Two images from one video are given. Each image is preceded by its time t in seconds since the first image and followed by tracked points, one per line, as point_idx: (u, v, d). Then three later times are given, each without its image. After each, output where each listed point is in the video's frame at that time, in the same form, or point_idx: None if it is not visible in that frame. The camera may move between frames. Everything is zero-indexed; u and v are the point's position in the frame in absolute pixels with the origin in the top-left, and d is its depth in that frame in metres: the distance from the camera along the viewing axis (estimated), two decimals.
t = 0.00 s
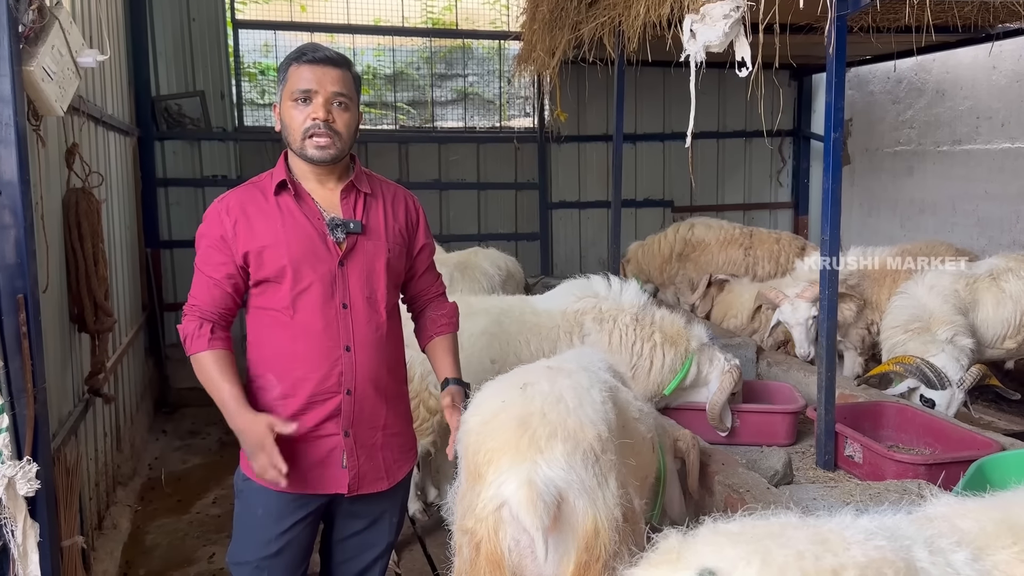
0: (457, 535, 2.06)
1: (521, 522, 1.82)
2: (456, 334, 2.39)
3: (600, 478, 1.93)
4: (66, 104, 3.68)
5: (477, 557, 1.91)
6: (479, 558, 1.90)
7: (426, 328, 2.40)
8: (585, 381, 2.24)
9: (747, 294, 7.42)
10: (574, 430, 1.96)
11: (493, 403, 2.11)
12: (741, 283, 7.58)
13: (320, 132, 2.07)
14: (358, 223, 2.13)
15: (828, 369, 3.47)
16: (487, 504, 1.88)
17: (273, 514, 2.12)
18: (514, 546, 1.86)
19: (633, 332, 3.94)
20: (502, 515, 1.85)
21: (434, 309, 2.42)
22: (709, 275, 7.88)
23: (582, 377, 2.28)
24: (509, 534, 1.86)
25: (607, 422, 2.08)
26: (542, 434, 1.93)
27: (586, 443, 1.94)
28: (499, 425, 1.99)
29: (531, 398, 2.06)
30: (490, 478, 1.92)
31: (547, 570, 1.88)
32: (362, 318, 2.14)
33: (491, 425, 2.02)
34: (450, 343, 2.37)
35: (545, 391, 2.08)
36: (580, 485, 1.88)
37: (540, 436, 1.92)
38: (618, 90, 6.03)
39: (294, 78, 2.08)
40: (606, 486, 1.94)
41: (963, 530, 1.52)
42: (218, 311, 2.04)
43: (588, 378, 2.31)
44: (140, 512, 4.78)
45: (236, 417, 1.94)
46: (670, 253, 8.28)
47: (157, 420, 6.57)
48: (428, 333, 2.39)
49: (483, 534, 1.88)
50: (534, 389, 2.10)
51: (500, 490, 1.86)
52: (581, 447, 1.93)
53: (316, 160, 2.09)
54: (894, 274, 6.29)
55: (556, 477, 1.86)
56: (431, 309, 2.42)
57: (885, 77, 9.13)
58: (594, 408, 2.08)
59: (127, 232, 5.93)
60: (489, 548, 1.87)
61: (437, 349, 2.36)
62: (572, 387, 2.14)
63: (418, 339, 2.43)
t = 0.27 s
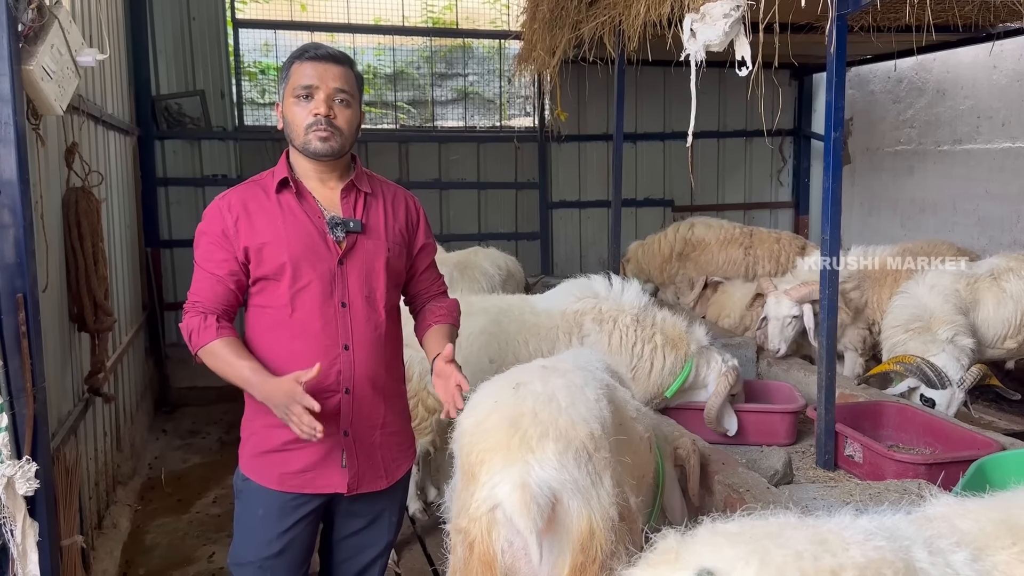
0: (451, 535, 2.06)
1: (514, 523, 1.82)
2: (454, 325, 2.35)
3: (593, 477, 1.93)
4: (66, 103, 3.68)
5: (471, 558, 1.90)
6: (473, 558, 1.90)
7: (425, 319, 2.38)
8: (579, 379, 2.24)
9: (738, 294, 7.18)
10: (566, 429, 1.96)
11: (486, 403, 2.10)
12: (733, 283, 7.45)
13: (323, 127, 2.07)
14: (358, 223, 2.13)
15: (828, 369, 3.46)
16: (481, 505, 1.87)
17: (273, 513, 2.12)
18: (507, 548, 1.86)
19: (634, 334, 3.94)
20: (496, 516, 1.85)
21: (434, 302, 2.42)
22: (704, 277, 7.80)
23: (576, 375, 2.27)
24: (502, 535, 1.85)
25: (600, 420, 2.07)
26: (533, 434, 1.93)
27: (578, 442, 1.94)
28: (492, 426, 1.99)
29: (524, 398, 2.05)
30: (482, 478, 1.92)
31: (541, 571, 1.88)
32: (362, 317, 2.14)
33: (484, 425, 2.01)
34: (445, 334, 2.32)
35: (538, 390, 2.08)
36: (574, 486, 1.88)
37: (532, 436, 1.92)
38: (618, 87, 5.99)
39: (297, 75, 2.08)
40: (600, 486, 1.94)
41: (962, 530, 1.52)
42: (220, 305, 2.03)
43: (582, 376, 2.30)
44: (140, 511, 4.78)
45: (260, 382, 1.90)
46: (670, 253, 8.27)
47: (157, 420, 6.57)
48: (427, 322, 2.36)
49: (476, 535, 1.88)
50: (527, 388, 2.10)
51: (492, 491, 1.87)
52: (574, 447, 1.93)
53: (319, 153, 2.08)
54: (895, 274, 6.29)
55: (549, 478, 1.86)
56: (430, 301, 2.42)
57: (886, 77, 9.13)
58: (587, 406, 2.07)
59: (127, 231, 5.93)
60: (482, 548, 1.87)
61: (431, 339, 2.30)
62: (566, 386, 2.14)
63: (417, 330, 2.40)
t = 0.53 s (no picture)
0: (451, 538, 2.07)
1: (514, 530, 1.82)
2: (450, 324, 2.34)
3: (593, 481, 1.94)
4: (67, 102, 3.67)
5: (471, 562, 1.91)
6: (473, 563, 1.90)
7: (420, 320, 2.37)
8: (580, 380, 2.24)
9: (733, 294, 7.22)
10: (567, 433, 1.96)
11: (487, 406, 2.10)
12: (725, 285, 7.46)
13: (319, 123, 2.07)
14: (360, 224, 2.13)
15: (829, 368, 3.46)
16: (480, 509, 1.88)
17: (273, 513, 2.12)
18: (507, 552, 1.86)
19: (632, 334, 3.96)
20: (495, 521, 1.85)
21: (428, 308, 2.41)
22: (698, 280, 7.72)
23: (577, 376, 2.27)
24: (502, 540, 1.86)
25: (601, 423, 2.07)
26: (534, 438, 1.93)
27: (579, 445, 1.94)
28: (492, 430, 1.99)
29: (524, 400, 2.05)
30: (483, 483, 1.93)
31: (539, 574, 1.90)
32: (361, 317, 2.13)
33: (485, 428, 2.02)
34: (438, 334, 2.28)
35: (538, 392, 2.08)
36: (574, 490, 1.88)
37: (533, 440, 1.92)
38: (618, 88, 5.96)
39: (286, 76, 2.09)
40: (601, 490, 1.94)
41: (964, 530, 1.52)
42: (219, 300, 2.02)
43: (583, 377, 2.31)
44: (141, 510, 4.79)
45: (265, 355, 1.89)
46: (671, 253, 8.27)
47: (158, 420, 6.57)
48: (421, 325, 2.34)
49: (476, 540, 1.88)
50: (527, 391, 2.10)
51: (492, 496, 1.87)
52: (575, 451, 1.93)
53: (317, 149, 2.09)
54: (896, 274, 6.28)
55: (548, 483, 1.86)
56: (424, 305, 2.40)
57: (887, 77, 9.12)
58: (588, 409, 2.07)
59: (128, 230, 5.93)
60: (482, 554, 1.87)
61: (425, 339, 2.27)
62: (567, 387, 2.14)
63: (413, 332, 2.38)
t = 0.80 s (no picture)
0: (452, 543, 2.07)
1: (514, 536, 1.82)
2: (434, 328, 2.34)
3: (594, 485, 1.94)
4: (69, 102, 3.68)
5: (471, 566, 1.91)
6: (474, 567, 1.90)
7: (407, 321, 2.36)
8: (581, 382, 2.24)
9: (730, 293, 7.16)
10: (567, 436, 1.96)
11: (487, 410, 2.11)
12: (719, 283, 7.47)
13: (299, 119, 2.08)
14: (345, 220, 2.14)
15: (831, 369, 3.46)
16: (480, 514, 1.88)
17: (273, 515, 2.12)
18: (507, 557, 1.86)
19: (634, 334, 3.95)
20: (495, 526, 1.85)
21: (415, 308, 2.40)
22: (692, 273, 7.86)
23: (577, 378, 2.28)
24: (502, 545, 1.85)
25: (602, 426, 2.07)
26: (534, 442, 1.93)
27: (579, 449, 1.94)
28: (491, 435, 1.99)
29: (524, 403, 2.06)
30: (482, 487, 1.93)
31: None
32: (348, 314, 2.13)
33: (485, 432, 2.02)
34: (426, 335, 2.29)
35: (538, 395, 2.08)
36: (574, 495, 1.88)
37: (533, 444, 1.92)
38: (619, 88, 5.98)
39: (262, 77, 2.11)
40: (601, 493, 1.95)
41: (967, 530, 1.52)
42: (206, 303, 2.00)
43: (583, 379, 2.31)
44: (143, 510, 4.79)
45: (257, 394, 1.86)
46: (672, 253, 8.26)
47: (160, 419, 6.58)
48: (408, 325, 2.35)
49: (476, 545, 1.89)
50: (528, 393, 2.10)
51: (492, 501, 1.87)
52: (575, 454, 1.93)
53: (301, 145, 2.09)
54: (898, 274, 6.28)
55: (548, 488, 1.86)
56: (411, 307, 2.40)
57: (889, 77, 9.11)
58: (589, 411, 2.07)
59: (130, 230, 5.94)
60: (483, 558, 1.87)
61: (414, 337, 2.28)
62: (567, 390, 2.14)
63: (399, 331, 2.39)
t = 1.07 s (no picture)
0: (458, 543, 2.07)
1: (519, 537, 1.83)
2: (426, 334, 2.40)
3: (599, 486, 1.94)
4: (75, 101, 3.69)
5: (476, 566, 1.92)
6: (478, 567, 1.91)
7: (397, 328, 2.40)
8: (588, 383, 2.24)
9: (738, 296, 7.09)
10: (573, 437, 1.96)
11: (493, 410, 2.11)
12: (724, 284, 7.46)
13: (280, 122, 2.07)
14: (329, 220, 2.14)
15: (835, 370, 3.46)
16: (485, 514, 1.89)
17: (276, 515, 2.13)
18: (512, 557, 1.86)
19: (640, 333, 3.96)
20: (500, 527, 1.86)
21: (407, 308, 2.42)
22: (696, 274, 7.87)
23: (585, 379, 2.28)
24: (507, 545, 1.86)
25: (609, 427, 2.08)
26: (540, 443, 1.93)
27: (585, 450, 1.94)
28: (497, 435, 1.99)
29: (530, 404, 2.06)
30: (488, 487, 1.93)
31: None
32: (334, 315, 2.14)
33: (491, 432, 2.02)
34: (418, 346, 2.37)
35: (545, 396, 2.09)
36: (579, 496, 1.88)
37: (538, 445, 1.92)
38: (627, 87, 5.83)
39: (237, 80, 2.10)
40: (607, 494, 1.95)
41: (974, 531, 1.52)
42: (186, 309, 2.04)
43: (591, 380, 2.31)
44: (148, 509, 4.81)
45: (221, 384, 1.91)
46: (676, 253, 8.27)
47: (164, 418, 6.60)
48: (398, 332, 2.39)
49: (482, 545, 1.89)
50: (534, 394, 2.10)
51: (498, 502, 1.87)
52: (581, 455, 1.93)
53: (283, 150, 2.10)
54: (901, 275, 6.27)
55: (553, 489, 1.87)
56: (403, 308, 2.41)
57: (893, 77, 9.10)
58: (596, 412, 2.07)
59: (134, 229, 5.95)
60: (488, 559, 1.88)
61: (405, 350, 2.36)
62: (574, 391, 2.14)
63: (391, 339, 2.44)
